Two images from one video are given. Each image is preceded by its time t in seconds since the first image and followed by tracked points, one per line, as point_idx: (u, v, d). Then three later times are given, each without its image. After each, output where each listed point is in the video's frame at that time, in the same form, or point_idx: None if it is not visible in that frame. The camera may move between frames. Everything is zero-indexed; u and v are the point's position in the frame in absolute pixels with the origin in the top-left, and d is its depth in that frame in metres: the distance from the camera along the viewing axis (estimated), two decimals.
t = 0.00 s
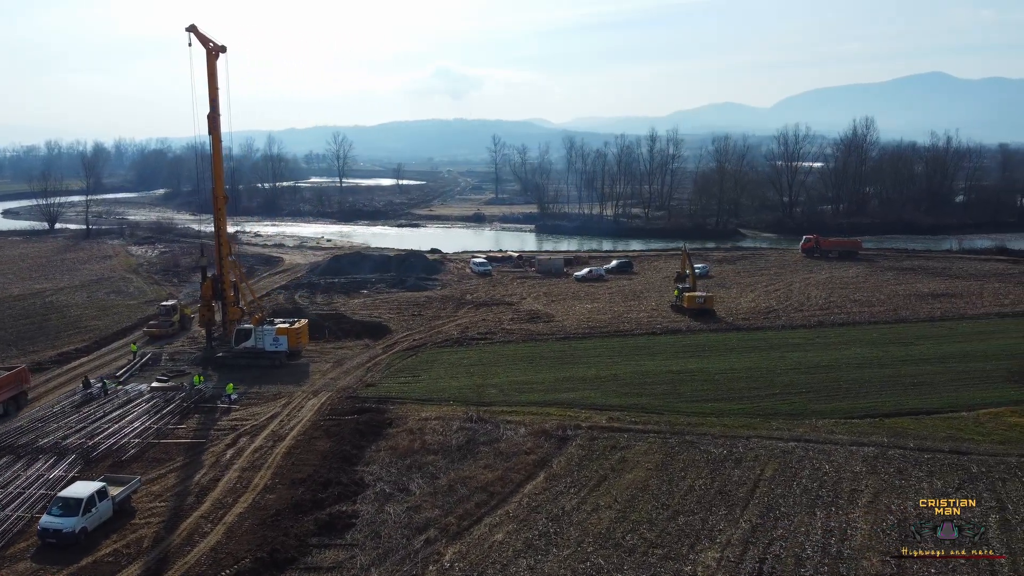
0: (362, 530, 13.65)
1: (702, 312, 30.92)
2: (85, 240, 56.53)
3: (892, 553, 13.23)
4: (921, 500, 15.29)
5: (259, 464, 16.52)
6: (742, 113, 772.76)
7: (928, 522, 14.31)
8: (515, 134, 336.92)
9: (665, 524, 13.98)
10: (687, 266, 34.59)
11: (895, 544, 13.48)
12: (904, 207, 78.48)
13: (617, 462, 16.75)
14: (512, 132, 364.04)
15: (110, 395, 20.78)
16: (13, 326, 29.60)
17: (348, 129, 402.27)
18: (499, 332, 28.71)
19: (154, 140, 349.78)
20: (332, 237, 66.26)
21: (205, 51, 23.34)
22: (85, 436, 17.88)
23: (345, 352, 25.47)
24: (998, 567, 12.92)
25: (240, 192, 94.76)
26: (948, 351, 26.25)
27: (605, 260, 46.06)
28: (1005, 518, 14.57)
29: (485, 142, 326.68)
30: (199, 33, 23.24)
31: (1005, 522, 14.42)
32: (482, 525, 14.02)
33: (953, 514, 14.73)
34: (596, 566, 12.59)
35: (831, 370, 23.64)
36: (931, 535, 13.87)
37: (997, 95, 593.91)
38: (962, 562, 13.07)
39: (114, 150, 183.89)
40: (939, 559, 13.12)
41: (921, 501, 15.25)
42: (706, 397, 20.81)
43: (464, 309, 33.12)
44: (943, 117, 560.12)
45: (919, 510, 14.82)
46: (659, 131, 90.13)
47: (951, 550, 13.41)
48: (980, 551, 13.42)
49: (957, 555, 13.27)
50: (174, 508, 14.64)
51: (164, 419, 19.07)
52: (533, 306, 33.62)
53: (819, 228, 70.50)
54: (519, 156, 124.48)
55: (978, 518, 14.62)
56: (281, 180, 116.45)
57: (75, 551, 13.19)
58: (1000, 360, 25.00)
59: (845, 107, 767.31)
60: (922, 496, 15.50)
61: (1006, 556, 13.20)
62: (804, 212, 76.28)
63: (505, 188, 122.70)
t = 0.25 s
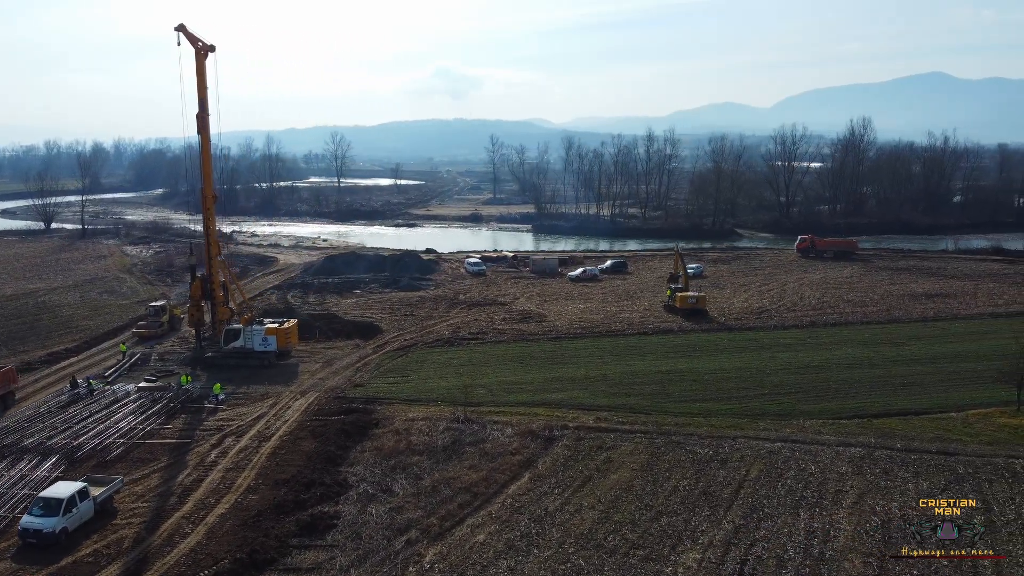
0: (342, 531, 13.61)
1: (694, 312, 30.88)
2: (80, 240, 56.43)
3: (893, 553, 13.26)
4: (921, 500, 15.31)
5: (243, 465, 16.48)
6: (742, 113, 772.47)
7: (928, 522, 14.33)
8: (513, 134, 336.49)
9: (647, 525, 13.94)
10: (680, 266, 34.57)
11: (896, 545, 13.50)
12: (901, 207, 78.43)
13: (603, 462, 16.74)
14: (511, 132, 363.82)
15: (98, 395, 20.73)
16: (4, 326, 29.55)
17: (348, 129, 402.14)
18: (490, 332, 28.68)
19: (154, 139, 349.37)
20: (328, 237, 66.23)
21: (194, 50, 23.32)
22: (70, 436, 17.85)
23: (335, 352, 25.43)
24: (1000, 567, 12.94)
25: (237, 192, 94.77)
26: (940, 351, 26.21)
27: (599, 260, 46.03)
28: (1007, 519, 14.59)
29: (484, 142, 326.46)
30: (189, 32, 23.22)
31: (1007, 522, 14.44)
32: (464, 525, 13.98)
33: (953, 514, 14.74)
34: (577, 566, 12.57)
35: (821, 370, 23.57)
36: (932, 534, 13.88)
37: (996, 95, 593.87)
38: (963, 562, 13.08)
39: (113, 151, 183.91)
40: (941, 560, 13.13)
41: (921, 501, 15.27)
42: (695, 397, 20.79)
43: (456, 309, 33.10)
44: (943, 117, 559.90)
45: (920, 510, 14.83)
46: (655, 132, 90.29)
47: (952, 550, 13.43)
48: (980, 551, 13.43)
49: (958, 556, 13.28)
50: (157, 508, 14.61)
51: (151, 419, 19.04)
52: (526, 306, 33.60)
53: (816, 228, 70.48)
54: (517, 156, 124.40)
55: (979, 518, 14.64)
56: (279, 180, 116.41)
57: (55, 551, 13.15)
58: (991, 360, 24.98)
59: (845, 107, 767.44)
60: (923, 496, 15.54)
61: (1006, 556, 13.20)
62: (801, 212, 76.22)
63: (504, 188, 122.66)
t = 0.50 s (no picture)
0: (323, 532, 13.58)
1: (687, 312, 30.84)
2: (76, 240, 56.34)
3: (893, 554, 13.26)
4: (921, 501, 15.33)
5: (227, 465, 16.45)
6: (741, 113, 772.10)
7: (927, 522, 14.33)
8: (513, 133, 336.31)
9: (631, 526, 13.92)
10: (673, 267, 34.53)
11: (896, 545, 13.51)
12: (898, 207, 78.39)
13: (589, 462, 16.71)
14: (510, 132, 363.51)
15: (85, 394, 20.70)
16: None
17: (348, 129, 401.98)
18: (482, 332, 28.65)
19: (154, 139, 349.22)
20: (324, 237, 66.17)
21: (183, 49, 23.29)
22: (55, 436, 17.81)
23: (325, 352, 25.40)
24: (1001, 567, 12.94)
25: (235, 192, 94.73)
26: (931, 351, 26.18)
27: (594, 260, 45.99)
28: (1008, 519, 14.57)
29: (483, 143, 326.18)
30: (178, 31, 23.18)
31: (1007, 522, 14.45)
32: (447, 526, 13.96)
33: (953, 514, 14.76)
34: (558, 567, 12.55)
35: (811, 370, 23.52)
36: (932, 534, 13.89)
37: (996, 96, 593.68)
38: (965, 563, 13.05)
39: (112, 150, 183.73)
40: (941, 561, 13.12)
41: (921, 501, 15.29)
42: (683, 397, 20.75)
43: (449, 308, 33.07)
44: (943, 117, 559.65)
45: (920, 510, 14.85)
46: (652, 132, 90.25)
47: (952, 551, 13.43)
48: (981, 551, 13.42)
49: (958, 556, 13.27)
50: (139, 508, 14.59)
51: (137, 419, 19.01)
52: (518, 306, 33.57)
53: (812, 228, 70.45)
54: (515, 156, 124.36)
55: (979, 519, 14.65)
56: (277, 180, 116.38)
57: (36, 550, 13.12)
58: (981, 361, 24.96)
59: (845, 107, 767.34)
60: (923, 496, 15.55)
61: (1007, 557, 13.19)
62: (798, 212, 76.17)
63: (501, 188, 122.54)
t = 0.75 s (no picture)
0: (305, 533, 13.54)
1: (679, 312, 30.81)
2: (71, 239, 56.28)
3: (893, 553, 13.28)
4: (920, 501, 15.35)
5: (212, 465, 16.41)
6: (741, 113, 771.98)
7: (927, 522, 14.34)
8: (512, 134, 336.23)
9: (614, 526, 13.89)
10: (667, 267, 34.50)
11: (896, 544, 13.52)
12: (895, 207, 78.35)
13: (575, 462, 16.69)
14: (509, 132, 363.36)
15: (72, 394, 20.66)
16: None
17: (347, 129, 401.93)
18: (473, 332, 28.61)
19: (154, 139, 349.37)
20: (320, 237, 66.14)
21: (173, 49, 23.24)
22: (41, 436, 17.76)
23: (315, 353, 25.36)
24: (999, 567, 12.93)
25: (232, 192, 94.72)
26: (923, 351, 26.16)
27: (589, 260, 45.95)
28: (1007, 519, 14.57)
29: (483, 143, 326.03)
30: (167, 30, 23.12)
31: (1007, 522, 14.44)
32: (430, 526, 13.94)
33: (953, 514, 14.77)
34: (540, 567, 12.51)
35: (801, 370, 23.49)
36: (932, 534, 13.89)
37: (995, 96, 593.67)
38: (964, 563, 13.05)
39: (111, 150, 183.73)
40: (941, 560, 13.13)
41: (921, 501, 15.32)
42: (672, 398, 20.72)
43: (441, 308, 33.04)
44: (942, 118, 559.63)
45: (920, 511, 14.87)
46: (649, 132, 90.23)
47: (953, 551, 13.43)
48: (980, 551, 13.41)
49: (958, 556, 13.27)
50: (122, 508, 14.56)
51: (124, 419, 18.96)
52: (511, 306, 33.54)
53: (809, 228, 70.42)
54: (513, 156, 124.34)
55: (978, 519, 14.65)
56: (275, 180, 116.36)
57: (17, 549, 13.09)
58: (972, 361, 24.95)
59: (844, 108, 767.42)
60: (922, 496, 15.57)
61: (1006, 557, 13.20)
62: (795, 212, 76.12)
63: (499, 188, 122.50)
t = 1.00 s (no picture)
0: (287, 533, 13.51)
1: (671, 312, 30.78)
2: (67, 239, 56.24)
3: (892, 553, 13.27)
4: (921, 501, 15.34)
5: (197, 465, 16.38)
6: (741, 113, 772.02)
7: (927, 522, 14.33)
8: (511, 134, 336.20)
9: (596, 526, 13.86)
10: (660, 267, 34.46)
11: (896, 545, 13.52)
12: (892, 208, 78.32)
13: (562, 462, 16.66)
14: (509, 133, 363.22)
15: (60, 393, 20.61)
16: None
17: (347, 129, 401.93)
18: (465, 332, 28.57)
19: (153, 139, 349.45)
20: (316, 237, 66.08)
21: (162, 48, 23.21)
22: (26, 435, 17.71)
23: (306, 352, 25.32)
24: (999, 568, 12.90)
25: (229, 191, 94.69)
26: (915, 351, 26.12)
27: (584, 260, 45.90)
28: (1007, 519, 14.54)
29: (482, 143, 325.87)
30: (157, 30, 23.11)
31: (1007, 522, 14.41)
32: (413, 526, 13.90)
33: (953, 514, 14.75)
34: (520, 567, 12.49)
35: (791, 370, 23.46)
36: (932, 535, 13.88)
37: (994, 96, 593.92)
38: (964, 562, 13.02)
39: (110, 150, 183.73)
40: (941, 559, 13.11)
41: (921, 502, 15.31)
42: (660, 398, 20.68)
43: (434, 308, 33.00)
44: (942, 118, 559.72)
45: (919, 511, 14.86)
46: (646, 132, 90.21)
47: (951, 550, 13.40)
48: (980, 551, 13.39)
49: (957, 555, 13.24)
50: (105, 507, 14.53)
51: (110, 419, 18.92)
52: (504, 305, 33.50)
53: (805, 228, 70.40)
54: (511, 156, 124.31)
55: (978, 518, 14.62)
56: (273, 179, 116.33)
57: None
58: (964, 361, 24.92)
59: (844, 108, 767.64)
60: (922, 496, 15.55)
61: (1006, 557, 13.18)
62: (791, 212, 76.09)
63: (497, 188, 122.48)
